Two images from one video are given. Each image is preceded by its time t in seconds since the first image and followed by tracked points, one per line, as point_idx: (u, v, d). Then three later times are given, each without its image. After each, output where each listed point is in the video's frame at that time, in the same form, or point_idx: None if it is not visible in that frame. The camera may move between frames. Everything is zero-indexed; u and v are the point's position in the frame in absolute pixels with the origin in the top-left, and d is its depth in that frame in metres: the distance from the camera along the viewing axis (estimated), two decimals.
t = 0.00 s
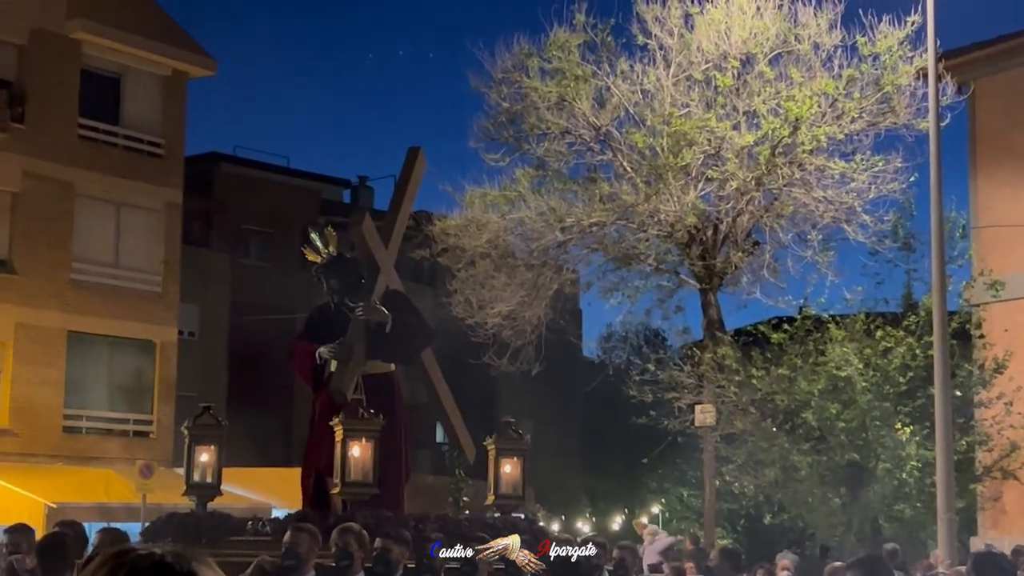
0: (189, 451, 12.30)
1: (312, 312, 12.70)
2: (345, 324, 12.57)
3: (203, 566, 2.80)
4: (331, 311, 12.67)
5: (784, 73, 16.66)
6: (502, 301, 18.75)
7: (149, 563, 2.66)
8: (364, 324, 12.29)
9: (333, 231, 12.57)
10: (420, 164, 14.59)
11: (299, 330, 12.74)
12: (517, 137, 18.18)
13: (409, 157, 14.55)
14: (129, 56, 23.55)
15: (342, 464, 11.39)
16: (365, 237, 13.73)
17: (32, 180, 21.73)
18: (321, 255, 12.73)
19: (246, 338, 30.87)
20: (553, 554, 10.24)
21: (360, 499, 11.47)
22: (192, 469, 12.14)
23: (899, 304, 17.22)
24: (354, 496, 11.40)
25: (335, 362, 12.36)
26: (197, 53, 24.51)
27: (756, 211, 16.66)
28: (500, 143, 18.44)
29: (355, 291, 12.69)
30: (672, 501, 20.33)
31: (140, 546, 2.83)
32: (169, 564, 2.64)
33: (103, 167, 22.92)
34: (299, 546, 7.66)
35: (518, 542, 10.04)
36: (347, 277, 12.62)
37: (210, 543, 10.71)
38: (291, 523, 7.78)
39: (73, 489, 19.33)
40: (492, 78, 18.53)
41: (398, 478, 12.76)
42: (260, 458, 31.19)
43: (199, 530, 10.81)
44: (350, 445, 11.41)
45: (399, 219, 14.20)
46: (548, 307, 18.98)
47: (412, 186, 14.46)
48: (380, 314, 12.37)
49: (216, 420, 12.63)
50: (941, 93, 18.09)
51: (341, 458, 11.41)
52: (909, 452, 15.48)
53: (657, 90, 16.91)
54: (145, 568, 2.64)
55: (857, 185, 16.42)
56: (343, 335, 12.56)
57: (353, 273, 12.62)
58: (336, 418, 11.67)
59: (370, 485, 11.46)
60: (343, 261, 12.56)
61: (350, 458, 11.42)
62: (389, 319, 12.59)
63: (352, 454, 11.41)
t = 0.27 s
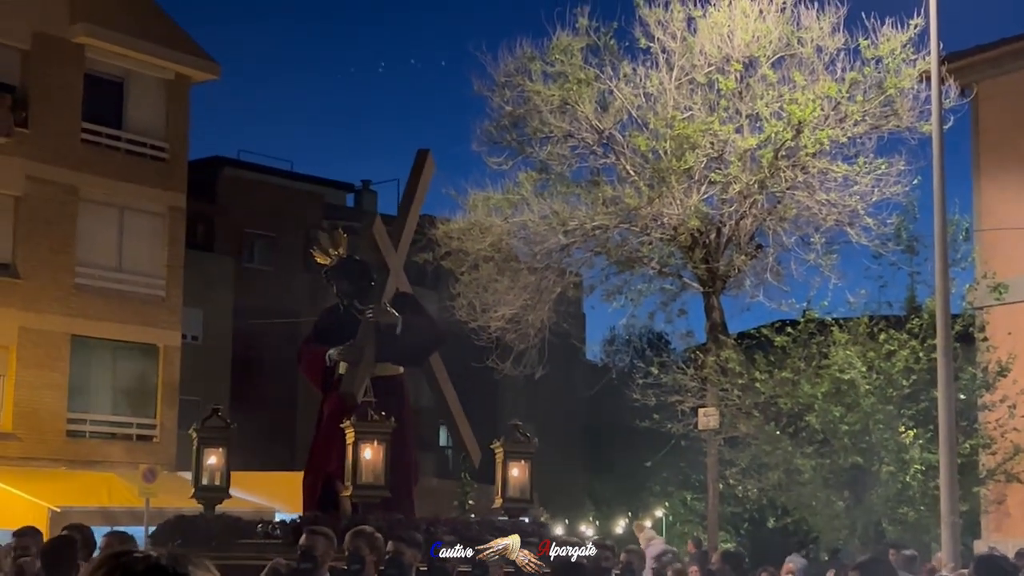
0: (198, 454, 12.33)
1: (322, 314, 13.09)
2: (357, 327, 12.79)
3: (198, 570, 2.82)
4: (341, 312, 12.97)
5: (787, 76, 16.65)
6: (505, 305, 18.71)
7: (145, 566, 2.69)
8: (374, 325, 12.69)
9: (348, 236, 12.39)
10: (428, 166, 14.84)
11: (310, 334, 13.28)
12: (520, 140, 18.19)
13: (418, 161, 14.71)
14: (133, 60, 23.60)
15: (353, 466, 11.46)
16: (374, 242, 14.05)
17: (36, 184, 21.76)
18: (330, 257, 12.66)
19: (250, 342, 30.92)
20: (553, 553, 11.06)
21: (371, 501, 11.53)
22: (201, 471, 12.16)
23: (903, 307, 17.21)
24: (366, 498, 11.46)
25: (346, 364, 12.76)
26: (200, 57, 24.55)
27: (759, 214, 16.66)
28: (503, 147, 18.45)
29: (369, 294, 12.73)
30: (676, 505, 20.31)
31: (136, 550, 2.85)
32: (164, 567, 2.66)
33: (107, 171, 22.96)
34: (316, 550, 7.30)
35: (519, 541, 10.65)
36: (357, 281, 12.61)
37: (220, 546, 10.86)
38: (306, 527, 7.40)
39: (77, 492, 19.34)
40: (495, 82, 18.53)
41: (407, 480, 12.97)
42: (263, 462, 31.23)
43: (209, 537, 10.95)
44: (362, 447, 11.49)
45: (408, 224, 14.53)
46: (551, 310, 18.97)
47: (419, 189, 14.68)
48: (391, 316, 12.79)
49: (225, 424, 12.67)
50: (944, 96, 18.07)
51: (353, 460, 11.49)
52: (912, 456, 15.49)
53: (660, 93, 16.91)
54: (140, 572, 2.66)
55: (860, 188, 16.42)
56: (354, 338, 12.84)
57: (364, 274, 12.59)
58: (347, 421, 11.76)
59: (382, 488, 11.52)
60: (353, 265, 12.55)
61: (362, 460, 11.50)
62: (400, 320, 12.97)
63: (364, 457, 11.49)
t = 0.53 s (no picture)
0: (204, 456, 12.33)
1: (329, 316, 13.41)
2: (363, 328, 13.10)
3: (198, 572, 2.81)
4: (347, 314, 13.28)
5: (788, 78, 16.64)
6: (505, 307, 18.69)
7: (142, 567, 2.67)
8: (382, 328, 12.93)
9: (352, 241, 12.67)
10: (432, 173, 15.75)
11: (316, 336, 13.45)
12: (522, 143, 18.21)
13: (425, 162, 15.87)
14: (134, 63, 23.60)
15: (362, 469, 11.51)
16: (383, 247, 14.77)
17: (38, 187, 21.77)
18: (336, 257, 12.87)
19: (251, 344, 30.95)
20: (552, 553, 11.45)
21: (380, 505, 11.58)
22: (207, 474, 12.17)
23: (904, 309, 17.20)
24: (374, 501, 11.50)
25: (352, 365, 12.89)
26: (201, 60, 24.55)
27: (760, 216, 16.67)
28: (504, 149, 18.45)
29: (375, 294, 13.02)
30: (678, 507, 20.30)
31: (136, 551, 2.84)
32: (161, 567, 2.65)
33: (109, 173, 22.96)
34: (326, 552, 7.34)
35: (518, 542, 11.13)
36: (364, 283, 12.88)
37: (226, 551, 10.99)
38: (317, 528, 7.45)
39: (79, 495, 19.35)
40: (495, 84, 18.54)
41: (417, 484, 13.07)
42: (265, 464, 31.25)
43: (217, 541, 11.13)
44: (371, 450, 11.54)
45: (414, 229, 15.33)
46: (553, 312, 18.97)
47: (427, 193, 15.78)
48: (400, 320, 13.10)
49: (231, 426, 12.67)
50: (945, 98, 18.06)
51: (363, 463, 11.54)
52: (913, 458, 15.45)
53: (660, 96, 16.90)
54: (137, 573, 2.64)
55: (861, 190, 16.40)
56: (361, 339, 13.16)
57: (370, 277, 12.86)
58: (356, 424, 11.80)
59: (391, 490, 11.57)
60: (360, 268, 12.83)
61: (371, 463, 11.55)
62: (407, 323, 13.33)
63: (373, 460, 11.53)
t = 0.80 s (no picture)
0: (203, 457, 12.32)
1: (328, 317, 13.38)
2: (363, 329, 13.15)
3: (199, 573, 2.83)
4: (346, 315, 13.30)
5: (788, 79, 16.64)
6: (505, 309, 18.70)
7: (144, 568, 2.68)
8: (383, 328, 12.88)
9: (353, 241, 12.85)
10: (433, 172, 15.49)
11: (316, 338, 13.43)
12: (521, 144, 18.22)
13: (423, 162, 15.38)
14: (133, 64, 23.59)
15: (362, 470, 11.51)
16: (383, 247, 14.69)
17: (37, 188, 21.77)
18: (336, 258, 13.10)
19: (251, 346, 30.95)
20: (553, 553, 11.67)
21: (381, 505, 11.58)
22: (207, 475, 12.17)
23: (904, 310, 17.20)
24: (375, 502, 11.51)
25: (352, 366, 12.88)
26: (200, 61, 24.54)
27: (760, 217, 16.68)
28: (504, 151, 18.44)
29: (375, 296, 13.10)
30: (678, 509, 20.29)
31: (137, 551, 2.86)
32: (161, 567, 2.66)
33: (108, 175, 22.97)
34: (328, 552, 7.42)
35: (517, 542, 11.39)
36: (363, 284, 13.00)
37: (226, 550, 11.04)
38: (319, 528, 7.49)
39: (78, 496, 19.34)
40: (495, 85, 18.53)
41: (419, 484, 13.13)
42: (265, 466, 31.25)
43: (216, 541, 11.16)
44: (372, 452, 11.53)
45: (413, 230, 15.06)
46: (552, 314, 18.97)
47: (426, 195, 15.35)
48: (400, 320, 13.04)
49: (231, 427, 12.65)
50: (945, 99, 18.06)
51: (363, 465, 11.53)
52: (913, 459, 15.43)
53: (660, 97, 16.90)
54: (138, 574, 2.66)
55: (861, 191, 16.40)
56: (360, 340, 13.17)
57: (370, 278, 12.97)
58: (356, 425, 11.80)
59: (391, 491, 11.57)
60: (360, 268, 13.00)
61: (372, 464, 11.54)
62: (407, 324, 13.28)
63: (374, 461, 11.53)
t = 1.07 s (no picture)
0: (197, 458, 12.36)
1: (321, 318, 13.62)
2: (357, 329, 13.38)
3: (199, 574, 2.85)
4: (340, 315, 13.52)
5: (786, 80, 16.65)
6: (504, 309, 18.72)
7: (144, 567, 2.70)
8: (377, 329, 13.22)
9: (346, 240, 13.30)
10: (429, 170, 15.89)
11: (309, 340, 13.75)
12: (520, 144, 18.21)
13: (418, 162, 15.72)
14: (132, 65, 23.58)
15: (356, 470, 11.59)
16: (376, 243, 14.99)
17: (35, 188, 21.77)
18: (329, 259, 13.33)
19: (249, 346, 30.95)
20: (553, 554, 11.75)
21: (373, 505, 11.61)
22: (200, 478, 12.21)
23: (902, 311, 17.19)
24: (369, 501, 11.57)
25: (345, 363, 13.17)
26: (199, 61, 24.53)
27: (758, 218, 16.68)
28: (502, 151, 18.44)
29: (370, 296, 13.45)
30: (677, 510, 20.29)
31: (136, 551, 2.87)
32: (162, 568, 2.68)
33: (107, 175, 22.97)
34: (324, 552, 7.41)
35: (517, 542, 11.46)
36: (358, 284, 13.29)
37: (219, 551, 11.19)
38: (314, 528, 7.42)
39: (76, 496, 19.34)
40: (493, 86, 18.53)
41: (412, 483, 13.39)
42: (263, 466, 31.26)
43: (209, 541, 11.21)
44: (365, 452, 11.61)
45: (407, 228, 15.34)
46: (551, 314, 18.97)
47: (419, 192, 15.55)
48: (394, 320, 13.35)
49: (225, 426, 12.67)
50: (943, 100, 18.06)
51: (356, 464, 11.62)
52: (912, 460, 15.46)
53: (659, 98, 16.90)
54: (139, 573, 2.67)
55: (859, 192, 16.40)
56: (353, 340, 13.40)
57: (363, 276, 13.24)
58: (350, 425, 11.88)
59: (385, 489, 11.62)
60: (353, 269, 13.19)
61: (365, 464, 11.62)
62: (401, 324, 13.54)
63: (367, 461, 11.61)
